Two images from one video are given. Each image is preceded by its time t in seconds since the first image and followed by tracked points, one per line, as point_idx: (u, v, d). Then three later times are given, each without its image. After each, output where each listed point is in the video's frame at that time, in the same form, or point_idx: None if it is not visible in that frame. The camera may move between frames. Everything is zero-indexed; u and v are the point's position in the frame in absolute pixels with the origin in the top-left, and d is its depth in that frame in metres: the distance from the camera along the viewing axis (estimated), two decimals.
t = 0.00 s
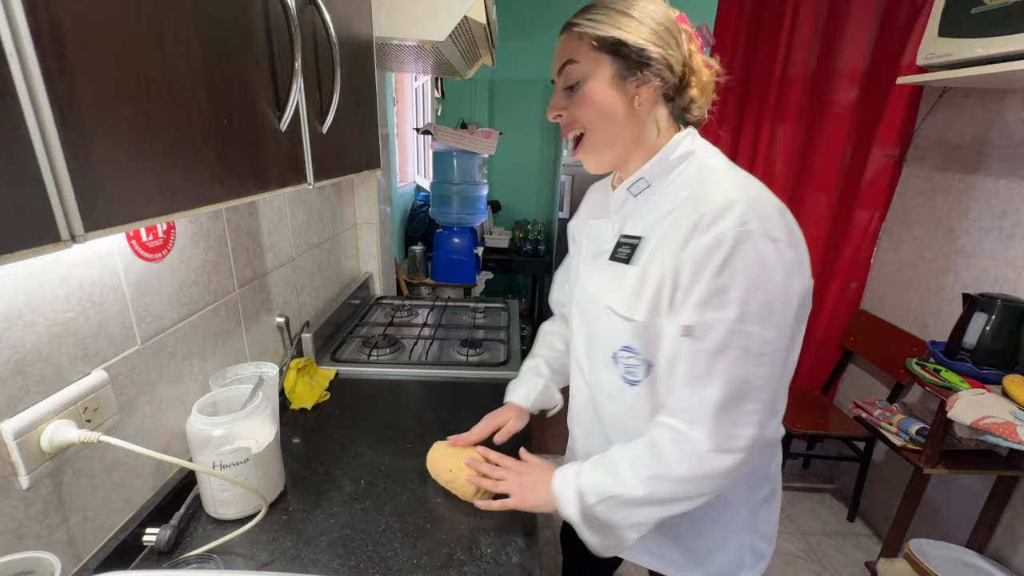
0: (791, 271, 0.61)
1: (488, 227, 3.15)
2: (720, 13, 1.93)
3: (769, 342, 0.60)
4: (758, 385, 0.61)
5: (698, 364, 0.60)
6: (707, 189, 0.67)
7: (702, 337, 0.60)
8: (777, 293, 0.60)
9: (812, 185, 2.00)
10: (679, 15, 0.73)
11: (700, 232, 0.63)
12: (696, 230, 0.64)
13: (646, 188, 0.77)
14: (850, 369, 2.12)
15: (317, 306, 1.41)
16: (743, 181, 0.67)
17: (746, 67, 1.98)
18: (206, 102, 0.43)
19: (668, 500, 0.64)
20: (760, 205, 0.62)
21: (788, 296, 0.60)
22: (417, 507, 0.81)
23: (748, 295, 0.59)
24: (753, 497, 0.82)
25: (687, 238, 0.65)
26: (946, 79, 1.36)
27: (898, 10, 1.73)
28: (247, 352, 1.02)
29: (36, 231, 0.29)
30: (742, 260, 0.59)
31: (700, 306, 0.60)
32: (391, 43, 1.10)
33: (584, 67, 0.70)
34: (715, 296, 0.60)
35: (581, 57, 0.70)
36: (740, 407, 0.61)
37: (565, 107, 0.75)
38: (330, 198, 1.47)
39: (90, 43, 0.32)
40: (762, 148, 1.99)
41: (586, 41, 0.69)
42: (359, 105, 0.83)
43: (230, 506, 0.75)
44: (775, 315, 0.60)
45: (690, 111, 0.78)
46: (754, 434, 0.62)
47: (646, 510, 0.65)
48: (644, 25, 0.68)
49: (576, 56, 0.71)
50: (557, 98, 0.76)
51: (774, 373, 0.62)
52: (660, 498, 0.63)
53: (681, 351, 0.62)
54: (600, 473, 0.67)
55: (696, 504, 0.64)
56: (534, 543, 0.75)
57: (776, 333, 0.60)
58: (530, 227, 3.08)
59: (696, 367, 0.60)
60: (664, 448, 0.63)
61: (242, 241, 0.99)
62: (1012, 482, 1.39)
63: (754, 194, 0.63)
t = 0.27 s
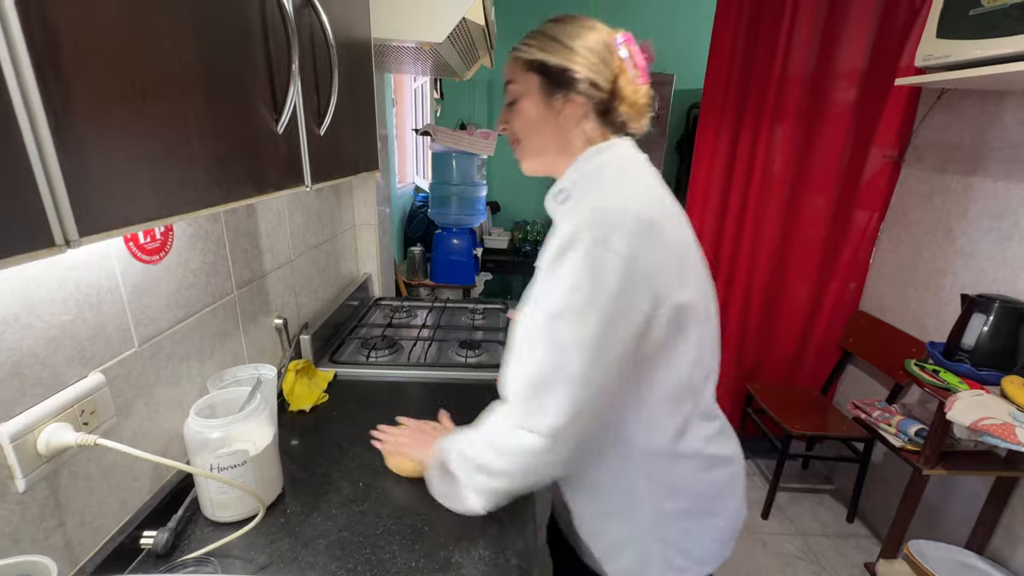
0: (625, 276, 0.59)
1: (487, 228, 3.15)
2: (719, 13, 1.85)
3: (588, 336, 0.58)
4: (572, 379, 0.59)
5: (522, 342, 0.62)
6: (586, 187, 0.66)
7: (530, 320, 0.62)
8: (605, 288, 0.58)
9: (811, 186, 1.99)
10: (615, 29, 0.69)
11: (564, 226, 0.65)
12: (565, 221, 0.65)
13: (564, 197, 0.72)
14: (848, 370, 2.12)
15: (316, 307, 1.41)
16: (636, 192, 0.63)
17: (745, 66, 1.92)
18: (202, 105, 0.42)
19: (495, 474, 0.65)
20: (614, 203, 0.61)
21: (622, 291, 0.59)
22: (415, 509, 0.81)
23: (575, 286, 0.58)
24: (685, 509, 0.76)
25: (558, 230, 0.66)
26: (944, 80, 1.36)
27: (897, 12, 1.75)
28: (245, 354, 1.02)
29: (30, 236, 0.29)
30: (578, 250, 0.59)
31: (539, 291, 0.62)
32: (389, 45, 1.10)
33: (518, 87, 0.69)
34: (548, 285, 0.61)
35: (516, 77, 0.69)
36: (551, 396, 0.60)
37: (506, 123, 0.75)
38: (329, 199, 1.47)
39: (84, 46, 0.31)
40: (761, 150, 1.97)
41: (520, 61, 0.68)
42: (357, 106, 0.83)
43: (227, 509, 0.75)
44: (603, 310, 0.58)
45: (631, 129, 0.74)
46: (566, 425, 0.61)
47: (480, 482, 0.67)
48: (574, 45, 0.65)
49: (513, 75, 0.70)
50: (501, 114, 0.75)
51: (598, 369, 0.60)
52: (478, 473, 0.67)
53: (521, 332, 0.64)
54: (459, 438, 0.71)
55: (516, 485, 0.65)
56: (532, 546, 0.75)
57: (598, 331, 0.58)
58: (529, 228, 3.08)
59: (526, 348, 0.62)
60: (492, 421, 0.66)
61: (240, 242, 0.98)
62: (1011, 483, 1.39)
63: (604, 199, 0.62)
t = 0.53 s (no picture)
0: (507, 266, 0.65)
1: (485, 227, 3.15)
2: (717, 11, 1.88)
3: (471, 313, 0.65)
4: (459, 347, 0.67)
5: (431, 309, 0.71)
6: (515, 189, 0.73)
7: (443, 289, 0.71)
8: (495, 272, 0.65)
9: (809, 186, 1.99)
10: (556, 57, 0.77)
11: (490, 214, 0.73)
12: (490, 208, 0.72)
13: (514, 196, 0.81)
14: (846, 369, 2.12)
15: (313, 306, 1.41)
16: (573, 197, 0.70)
17: (744, 65, 1.93)
18: (195, 101, 0.42)
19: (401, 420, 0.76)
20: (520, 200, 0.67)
21: (507, 277, 0.65)
22: (413, 508, 0.81)
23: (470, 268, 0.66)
24: (620, 488, 0.80)
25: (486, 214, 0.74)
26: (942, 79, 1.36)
27: (894, 11, 1.75)
28: (242, 353, 1.02)
29: (18, 233, 0.29)
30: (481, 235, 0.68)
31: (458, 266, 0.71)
32: (387, 43, 1.10)
33: (469, 112, 0.77)
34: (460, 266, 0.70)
35: (467, 102, 0.76)
36: (441, 358, 0.69)
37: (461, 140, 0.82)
38: (326, 198, 1.46)
39: (74, 43, 0.31)
40: (759, 148, 1.97)
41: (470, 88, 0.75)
42: (353, 104, 0.82)
43: (223, 508, 0.74)
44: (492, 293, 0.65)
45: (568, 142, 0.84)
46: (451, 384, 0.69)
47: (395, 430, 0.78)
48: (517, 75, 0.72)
49: (463, 100, 0.77)
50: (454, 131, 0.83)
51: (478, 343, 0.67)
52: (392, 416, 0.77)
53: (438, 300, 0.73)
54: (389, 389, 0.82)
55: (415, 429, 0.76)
56: (529, 544, 0.75)
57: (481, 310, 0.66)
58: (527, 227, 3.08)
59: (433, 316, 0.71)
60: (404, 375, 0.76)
61: (236, 241, 0.98)
62: (1007, 481, 1.40)
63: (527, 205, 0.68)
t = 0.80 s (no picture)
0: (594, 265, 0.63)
1: (486, 225, 3.15)
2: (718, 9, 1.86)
3: (557, 315, 0.63)
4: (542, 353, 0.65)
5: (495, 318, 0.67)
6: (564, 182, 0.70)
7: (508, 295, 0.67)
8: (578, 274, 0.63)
9: (810, 184, 1.99)
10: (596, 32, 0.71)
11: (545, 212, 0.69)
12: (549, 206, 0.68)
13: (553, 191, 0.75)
14: (847, 366, 2.12)
15: (314, 303, 1.41)
16: (617, 188, 0.66)
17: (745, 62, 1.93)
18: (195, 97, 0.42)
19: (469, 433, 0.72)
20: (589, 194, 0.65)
21: (594, 274, 0.63)
22: (414, 504, 0.81)
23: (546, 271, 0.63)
24: (678, 482, 0.80)
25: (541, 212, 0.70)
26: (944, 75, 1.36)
27: (896, 8, 1.74)
28: (243, 350, 1.02)
29: (21, 227, 0.29)
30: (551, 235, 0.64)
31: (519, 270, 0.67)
32: (388, 40, 1.10)
33: (512, 99, 0.70)
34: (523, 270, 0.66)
35: (508, 89, 0.70)
36: (522, 368, 0.65)
37: (498, 131, 0.76)
38: (327, 195, 1.46)
39: (75, 38, 0.31)
40: (761, 147, 1.97)
41: (512, 73, 0.69)
42: (354, 101, 0.82)
43: (225, 505, 0.75)
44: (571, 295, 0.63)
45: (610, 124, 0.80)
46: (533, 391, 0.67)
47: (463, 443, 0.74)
48: (564, 54, 0.67)
49: (503, 86, 0.71)
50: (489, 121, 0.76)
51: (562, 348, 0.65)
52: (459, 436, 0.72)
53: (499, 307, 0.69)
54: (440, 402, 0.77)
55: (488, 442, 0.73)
56: (531, 540, 0.75)
57: (568, 313, 0.63)
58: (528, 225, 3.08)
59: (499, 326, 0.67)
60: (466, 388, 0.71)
61: (238, 238, 0.98)
62: (1008, 478, 1.40)
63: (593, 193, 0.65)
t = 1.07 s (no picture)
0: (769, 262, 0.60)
1: (486, 224, 3.14)
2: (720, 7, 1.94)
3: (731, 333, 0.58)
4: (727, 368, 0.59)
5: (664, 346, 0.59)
6: (696, 173, 0.67)
7: (675, 315, 0.58)
8: (754, 275, 0.59)
9: (810, 182, 1.99)
10: None
11: (679, 218, 0.63)
12: (686, 208, 0.62)
13: (659, 189, 0.72)
14: (847, 366, 2.12)
15: (313, 302, 1.40)
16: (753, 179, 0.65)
17: (745, 63, 1.99)
18: (189, 95, 0.42)
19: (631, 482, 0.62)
20: (746, 189, 0.60)
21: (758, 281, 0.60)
22: (411, 504, 0.81)
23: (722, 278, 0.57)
24: (754, 496, 0.81)
25: (678, 216, 0.63)
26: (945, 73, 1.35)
27: (898, 6, 1.71)
28: (242, 349, 1.02)
29: (9, 225, 0.28)
30: (718, 238, 0.58)
31: (675, 284, 0.59)
32: (386, 38, 1.10)
33: (601, 74, 0.68)
34: (683, 282, 0.58)
35: (596, 64, 0.68)
36: (704, 390, 0.59)
37: (582, 111, 0.73)
38: (326, 194, 1.46)
39: (65, 34, 0.31)
40: (760, 145, 2.00)
41: (600, 46, 0.66)
42: (352, 100, 0.82)
43: (223, 504, 0.74)
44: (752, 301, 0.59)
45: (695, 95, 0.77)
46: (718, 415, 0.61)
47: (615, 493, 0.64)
48: (654, 22, 0.65)
49: (590, 62, 0.68)
50: (571, 103, 0.74)
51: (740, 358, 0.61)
52: (615, 481, 0.62)
53: (655, 328, 0.60)
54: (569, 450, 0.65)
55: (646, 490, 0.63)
56: (530, 540, 0.75)
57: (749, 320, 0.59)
58: (528, 224, 3.07)
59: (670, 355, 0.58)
60: (622, 427, 0.62)
61: (236, 237, 0.98)
62: (1009, 477, 1.39)
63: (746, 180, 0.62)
